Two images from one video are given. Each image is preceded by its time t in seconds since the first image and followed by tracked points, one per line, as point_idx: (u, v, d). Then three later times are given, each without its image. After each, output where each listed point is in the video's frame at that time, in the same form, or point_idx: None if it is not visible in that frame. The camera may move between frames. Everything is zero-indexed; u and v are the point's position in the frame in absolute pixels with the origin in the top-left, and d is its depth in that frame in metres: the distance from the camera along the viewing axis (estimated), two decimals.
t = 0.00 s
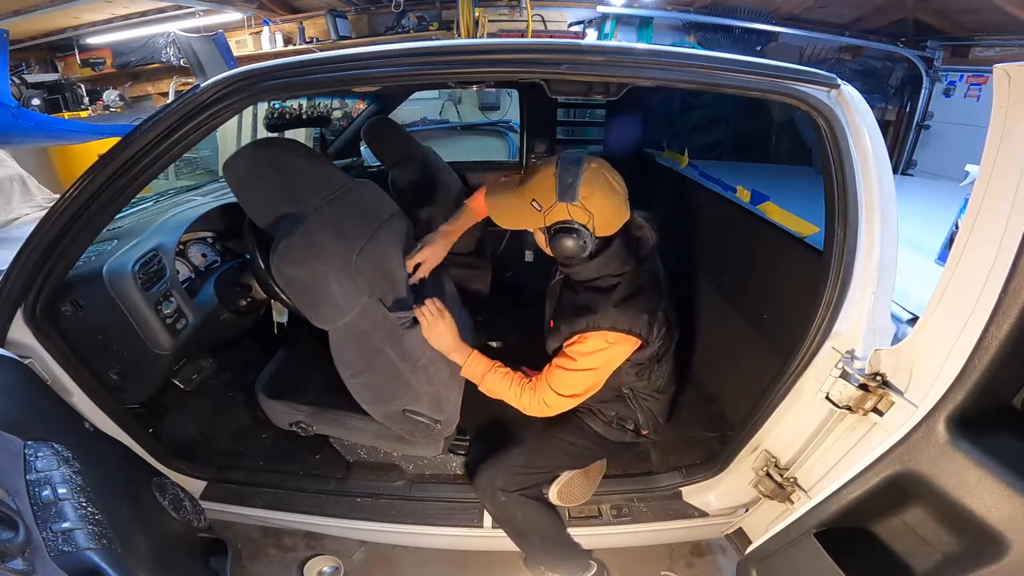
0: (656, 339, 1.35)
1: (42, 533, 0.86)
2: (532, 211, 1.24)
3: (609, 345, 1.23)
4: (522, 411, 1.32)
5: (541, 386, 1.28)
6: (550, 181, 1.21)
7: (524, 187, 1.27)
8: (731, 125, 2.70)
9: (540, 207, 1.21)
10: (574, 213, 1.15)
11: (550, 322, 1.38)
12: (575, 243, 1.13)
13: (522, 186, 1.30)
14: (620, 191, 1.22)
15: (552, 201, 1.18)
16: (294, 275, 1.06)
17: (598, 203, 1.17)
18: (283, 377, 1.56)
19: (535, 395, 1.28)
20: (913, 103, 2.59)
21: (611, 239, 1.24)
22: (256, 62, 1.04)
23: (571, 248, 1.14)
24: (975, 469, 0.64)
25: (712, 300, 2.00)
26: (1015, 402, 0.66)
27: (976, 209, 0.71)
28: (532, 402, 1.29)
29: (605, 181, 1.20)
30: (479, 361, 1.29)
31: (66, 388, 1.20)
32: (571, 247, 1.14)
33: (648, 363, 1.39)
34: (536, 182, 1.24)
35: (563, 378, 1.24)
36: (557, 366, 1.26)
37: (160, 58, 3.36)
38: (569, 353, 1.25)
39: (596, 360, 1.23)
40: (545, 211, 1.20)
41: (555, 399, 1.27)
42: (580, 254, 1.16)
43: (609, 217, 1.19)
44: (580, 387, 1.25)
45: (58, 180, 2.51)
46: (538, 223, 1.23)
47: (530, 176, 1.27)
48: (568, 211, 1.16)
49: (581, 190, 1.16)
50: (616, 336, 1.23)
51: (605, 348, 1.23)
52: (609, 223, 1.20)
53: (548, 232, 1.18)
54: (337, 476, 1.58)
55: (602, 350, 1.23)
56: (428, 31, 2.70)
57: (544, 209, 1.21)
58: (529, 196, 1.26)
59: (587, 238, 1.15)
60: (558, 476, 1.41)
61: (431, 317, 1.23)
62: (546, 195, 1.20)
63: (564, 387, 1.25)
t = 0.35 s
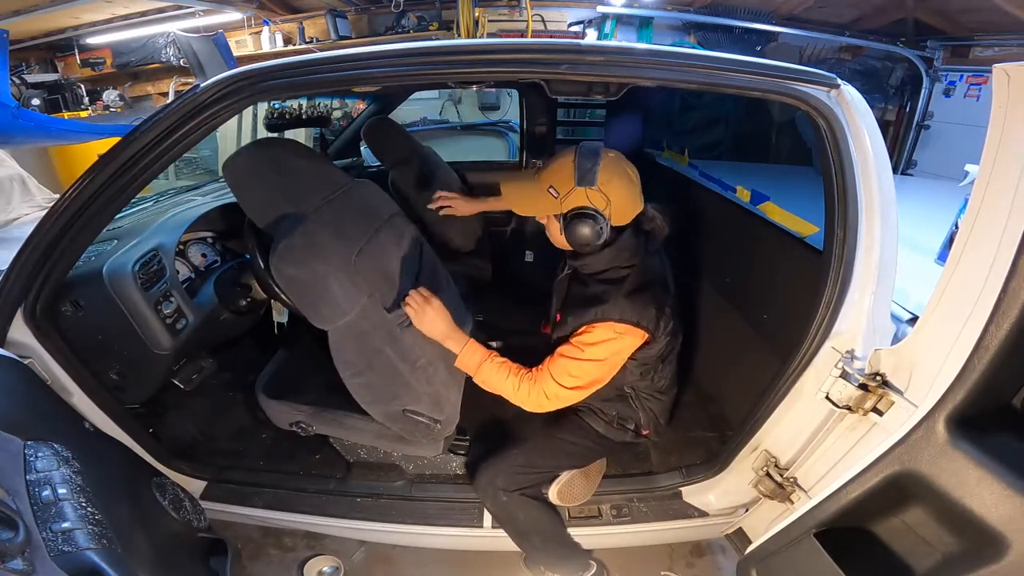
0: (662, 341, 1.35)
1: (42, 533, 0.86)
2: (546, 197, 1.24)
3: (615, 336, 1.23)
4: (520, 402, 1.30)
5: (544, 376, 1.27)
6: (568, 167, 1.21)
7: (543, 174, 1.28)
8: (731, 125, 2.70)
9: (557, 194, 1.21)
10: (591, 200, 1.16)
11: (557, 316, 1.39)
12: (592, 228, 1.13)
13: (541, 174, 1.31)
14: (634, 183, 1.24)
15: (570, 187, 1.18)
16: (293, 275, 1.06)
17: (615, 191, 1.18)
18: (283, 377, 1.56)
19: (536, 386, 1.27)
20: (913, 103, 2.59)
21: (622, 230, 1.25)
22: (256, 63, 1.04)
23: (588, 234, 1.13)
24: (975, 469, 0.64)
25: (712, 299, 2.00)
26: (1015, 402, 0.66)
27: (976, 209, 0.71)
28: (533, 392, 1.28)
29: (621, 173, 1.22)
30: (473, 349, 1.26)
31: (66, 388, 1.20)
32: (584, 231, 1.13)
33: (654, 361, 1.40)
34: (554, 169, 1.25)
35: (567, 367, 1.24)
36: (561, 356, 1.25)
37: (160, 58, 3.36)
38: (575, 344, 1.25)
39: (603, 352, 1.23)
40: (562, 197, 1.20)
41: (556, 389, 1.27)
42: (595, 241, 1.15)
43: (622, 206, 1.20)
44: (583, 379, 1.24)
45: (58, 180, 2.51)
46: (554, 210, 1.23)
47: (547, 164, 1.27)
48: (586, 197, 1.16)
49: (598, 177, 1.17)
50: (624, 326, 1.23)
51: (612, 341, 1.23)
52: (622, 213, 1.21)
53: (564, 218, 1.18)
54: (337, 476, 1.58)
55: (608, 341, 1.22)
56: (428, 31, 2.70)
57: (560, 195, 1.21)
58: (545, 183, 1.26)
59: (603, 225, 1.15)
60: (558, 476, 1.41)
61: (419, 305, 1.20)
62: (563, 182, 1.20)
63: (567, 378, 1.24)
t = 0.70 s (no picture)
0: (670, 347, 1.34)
1: (42, 532, 0.86)
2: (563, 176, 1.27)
3: (627, 323, 1.22)
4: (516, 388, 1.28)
5: (547, 359, 1.25)
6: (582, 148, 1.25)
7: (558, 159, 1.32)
8: (731, 126, 2.70)
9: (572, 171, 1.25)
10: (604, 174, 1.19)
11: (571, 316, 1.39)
12: (605, 201, 1.14)
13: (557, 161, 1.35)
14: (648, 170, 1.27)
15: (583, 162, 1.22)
16: (290, 277, 1.05)
17: (627, 169, 1.21)
18: (283, 377, 1.56)
19: (537, 370, 1.25)
20: (913, 103, 2.59)
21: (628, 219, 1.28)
22: (256, 62, 1.04)
23: (600, 205, 1.14)
24: (975, 469, 0.64)
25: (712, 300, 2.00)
26: (1015, 402, 0.66)
27: (976, 209, 0.71)
28: (531, 376, 1.26)
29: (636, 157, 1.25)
30: (467, 335, 1.27)
31: (66, 388, 1.20)
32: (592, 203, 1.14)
33: (667, 369, 1.37)
34: (571, 151, 1.29)
35: (574, 351, 1.23)
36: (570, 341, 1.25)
37: (160, 58, 3.35)
38: (585, 330, 1.24)
39: (613, 337, 1.22)
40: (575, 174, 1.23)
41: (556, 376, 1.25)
42: (606, 216, 1.15)
43: (633, 188, 1.22)
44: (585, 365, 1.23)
45: (58, 180, 2.52)
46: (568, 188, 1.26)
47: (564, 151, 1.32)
48: (598, 171, 1.19)
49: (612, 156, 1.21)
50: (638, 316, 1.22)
51: (624, 325, 1.22)
52: (634, 195, 1.23)
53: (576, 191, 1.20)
54: (337, 476, 1.58)
55: (619, 326, 1.21)
56: (428, 31, 2.70)
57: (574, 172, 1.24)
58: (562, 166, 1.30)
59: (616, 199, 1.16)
60: (559, 475, 1.42)
61: (403, 299, 1.18)
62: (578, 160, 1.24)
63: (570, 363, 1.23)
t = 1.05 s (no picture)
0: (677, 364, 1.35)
1: (42, 533, 0.87)
2: (584, 216, 1.18)
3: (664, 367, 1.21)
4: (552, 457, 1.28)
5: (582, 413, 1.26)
6: (610, 185, 1.15)
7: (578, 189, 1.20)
8: (731, 126, 2.70)
9: (599, 214, 1.15)
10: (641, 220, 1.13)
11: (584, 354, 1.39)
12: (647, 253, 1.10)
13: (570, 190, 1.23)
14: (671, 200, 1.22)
15: (616, 205, 1.13)
16: (288, 277, 1.06)
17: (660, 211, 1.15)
18: (284, 377, 1.56)
19: (575, 428, 1.26)
20: (913, 103, 2.59)
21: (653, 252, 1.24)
22: (256, 63, 1.04)
23: (642, 258, 1.10)
24: (975, 469, 0.64)
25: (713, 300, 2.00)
26: (1015, 402, 0.66)
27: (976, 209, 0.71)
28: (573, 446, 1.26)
29: (662, 191, 1.18)
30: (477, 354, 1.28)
31: (66, 388, 1.20)
32: (639, 255, 1.10)
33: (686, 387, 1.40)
34: (595, 183, 1.17)
35: (608, 403, 1.23)
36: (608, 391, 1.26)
37: (160, 58, 3.35)
38: (618, 379, 1.23)
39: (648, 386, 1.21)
40: (605, 218, 1.15)
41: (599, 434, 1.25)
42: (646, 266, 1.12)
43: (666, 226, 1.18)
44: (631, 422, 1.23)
45: (58, 180, 2.52)
46: (594, 230, 1.18)
47: (578, 182, 1.21)
48: (636, 218, 1.12)
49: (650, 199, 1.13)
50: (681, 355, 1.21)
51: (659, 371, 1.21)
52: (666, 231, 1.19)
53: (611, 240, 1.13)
54: (336, 476, 1.58)
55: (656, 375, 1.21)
56: (428, 31, 2.70)
57: (605, 214, 1.14)
58: (579, 202, 1.20)
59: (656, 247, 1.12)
60: (558, 476, 1.42)
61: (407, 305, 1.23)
62: (607, 200, 1.14)
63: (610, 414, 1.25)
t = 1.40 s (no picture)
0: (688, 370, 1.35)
1: (42, 533, 0.87)
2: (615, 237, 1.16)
3: (695, 380, 1.21)
4: (559, 453, 1.26)
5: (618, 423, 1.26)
6: (641, 205, 1.13)
7: (603, 211, 1.18)
8: (731, 125, 2.70)
9: (631, 236, 1.14)
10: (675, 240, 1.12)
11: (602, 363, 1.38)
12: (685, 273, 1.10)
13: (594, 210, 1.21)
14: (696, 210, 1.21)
15: (651, 228, 1.12)
16: (288, 278, 1.06)
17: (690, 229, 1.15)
18: (284, 377, 1.56)
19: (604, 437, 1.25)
20: (913, 103, 2.60)
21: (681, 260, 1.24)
22: (256, 62, 1.04)
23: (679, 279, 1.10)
24: (975, 469, 0.64)
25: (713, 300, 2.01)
26: (1015, 403, 0.66)
27: (976, 209, 0.71)
28: (580, 448, 1.24)
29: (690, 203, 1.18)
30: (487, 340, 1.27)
31: (66, 388, 1.20)
32: (676, 274, 1.10)
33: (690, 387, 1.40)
34: (622, 203, 1.15)
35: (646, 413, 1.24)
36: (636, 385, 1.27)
37: (160, 58, 3.35)
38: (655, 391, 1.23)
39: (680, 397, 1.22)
40: (639, 239, 1.13)
41: (611, 437, 1.25)
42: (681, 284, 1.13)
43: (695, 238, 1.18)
44: (644, 435, 1.25)
45: (58, 179, 2.52)
46: (625, 251, 1.16)
47: (606, 201, 1.18)
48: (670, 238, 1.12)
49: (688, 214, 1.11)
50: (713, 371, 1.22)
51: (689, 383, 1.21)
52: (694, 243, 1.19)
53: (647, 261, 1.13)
54: (337, 476, 1.58)
55: (683, 388, 1.21)
56: (428, 31, 2.70)
57: (639, 236, 1.13)
58: (607, 221, 1.17)
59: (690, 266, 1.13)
60: (558, 476, 1.41)
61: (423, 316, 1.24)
62: (639, 222, 1.12)
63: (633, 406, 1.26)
